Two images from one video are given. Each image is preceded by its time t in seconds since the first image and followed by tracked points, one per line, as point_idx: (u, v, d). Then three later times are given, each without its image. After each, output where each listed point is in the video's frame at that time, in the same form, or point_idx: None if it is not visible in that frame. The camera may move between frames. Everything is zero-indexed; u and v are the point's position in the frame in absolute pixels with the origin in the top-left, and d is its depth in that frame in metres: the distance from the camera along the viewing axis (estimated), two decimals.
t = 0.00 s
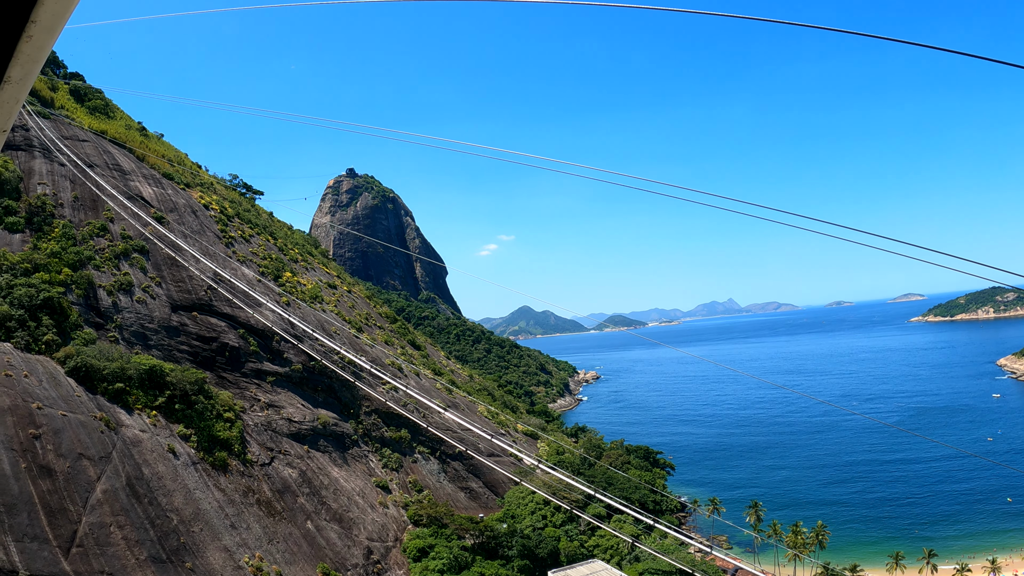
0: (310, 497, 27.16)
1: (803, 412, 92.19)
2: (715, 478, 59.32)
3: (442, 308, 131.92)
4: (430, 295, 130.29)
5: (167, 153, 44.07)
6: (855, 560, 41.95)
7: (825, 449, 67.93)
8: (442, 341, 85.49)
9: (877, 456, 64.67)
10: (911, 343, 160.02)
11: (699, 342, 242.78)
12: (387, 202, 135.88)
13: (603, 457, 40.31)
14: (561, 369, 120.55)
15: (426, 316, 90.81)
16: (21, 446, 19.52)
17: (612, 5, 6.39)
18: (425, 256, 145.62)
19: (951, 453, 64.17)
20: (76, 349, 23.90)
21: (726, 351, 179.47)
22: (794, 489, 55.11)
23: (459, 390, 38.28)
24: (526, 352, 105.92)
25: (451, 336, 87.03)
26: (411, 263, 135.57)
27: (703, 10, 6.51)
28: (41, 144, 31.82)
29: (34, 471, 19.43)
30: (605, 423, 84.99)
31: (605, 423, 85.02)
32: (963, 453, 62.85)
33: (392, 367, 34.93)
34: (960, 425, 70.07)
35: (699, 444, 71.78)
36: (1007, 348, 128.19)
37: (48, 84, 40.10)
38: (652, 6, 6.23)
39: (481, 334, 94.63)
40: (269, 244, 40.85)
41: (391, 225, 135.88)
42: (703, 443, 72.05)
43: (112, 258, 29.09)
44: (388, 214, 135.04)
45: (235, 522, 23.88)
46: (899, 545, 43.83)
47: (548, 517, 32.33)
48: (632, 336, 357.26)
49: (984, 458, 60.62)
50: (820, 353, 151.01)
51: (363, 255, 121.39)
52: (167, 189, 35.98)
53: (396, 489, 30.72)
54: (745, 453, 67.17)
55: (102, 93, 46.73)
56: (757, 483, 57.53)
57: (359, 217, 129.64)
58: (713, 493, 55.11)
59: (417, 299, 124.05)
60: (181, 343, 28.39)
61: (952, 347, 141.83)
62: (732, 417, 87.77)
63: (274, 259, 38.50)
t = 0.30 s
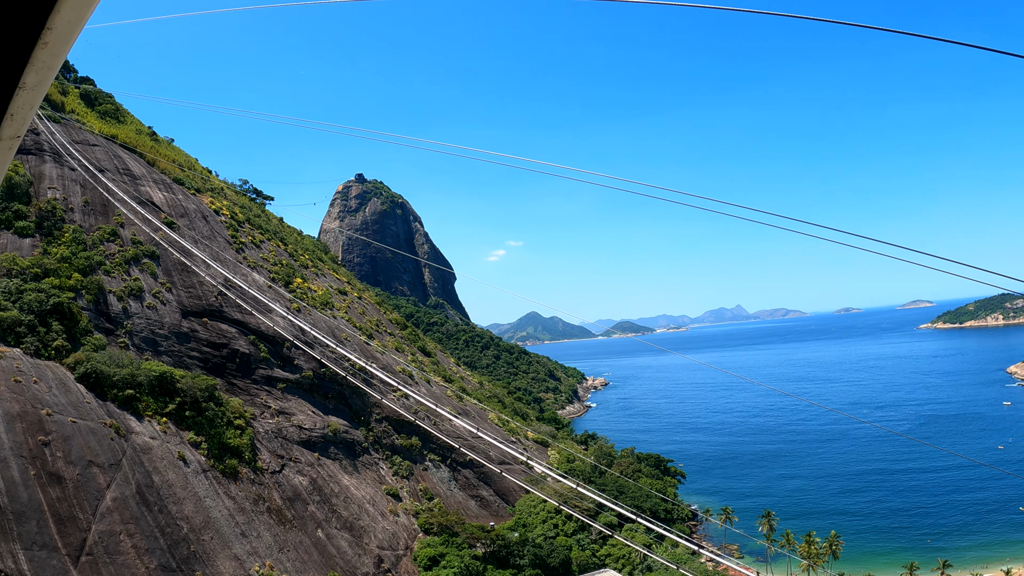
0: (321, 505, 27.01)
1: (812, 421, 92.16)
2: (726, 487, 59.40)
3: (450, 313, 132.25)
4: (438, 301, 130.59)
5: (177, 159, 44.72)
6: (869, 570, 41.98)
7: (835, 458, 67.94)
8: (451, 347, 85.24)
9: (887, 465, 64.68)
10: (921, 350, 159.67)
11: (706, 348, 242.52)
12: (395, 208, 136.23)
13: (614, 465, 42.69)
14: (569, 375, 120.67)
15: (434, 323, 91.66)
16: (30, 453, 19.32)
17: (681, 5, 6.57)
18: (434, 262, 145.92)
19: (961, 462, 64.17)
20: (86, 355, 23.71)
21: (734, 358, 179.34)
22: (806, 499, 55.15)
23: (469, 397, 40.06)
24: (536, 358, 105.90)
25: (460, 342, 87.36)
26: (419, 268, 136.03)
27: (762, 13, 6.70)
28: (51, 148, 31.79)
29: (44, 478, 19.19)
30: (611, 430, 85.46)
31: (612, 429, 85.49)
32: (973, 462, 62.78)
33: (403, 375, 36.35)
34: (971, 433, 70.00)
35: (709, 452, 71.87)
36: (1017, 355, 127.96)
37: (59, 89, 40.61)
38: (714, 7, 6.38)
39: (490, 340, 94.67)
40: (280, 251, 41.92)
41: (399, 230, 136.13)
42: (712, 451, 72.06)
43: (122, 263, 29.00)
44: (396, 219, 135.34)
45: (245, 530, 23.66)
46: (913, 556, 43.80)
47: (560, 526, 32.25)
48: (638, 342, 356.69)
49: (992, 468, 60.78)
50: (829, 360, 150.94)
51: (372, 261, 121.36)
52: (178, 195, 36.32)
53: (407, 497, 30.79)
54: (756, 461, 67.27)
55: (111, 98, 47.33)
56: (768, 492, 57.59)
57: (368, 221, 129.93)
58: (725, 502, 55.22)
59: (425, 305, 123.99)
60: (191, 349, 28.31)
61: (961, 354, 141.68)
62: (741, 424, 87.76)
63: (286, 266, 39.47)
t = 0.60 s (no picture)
0: (327, 512, 26.88)
1: (817, 429, 92.18)
2: (732, 497, 59.40)
3: (454, 318, 132.37)
4: (442, 306, 130.77)
5: (183, 163, 44.96)
6: None
7: (840, 468, 67.90)
8: (456, 353, 85.30)
9: (892, 475, 64.63)
10: (925, 358, 159.60)
11: (709, 356, 242.77)
12: (401, 213, 136.67)
13: (620, 474, 43.39)
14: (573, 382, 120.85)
15: (439, 329, 91.83)
16: (34, 460, 19.02)
17: (744, 5, 6.26)
18: (439, 268, 146.29)
19: (966, 472, 64.16)
20: (91, 360, 23.45)
21: (738, 366, 179.22)
22: (813, 510, 55.10)
23: (474, 405, 40.71)
24: (540, 365, 105.84)
25: (465, 348, 87.36)
26: (424, 274, 136.32)
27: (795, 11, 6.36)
28: (57, 152, 31.70)
29: (47, 485, 18.90)
30: (615, 437, 85.64)
31: (615, 437, 85.68)
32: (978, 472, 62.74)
33: (410, 382, 36.87)
34: (976, 443, 70.09)
35: (714, 461, 71.88)
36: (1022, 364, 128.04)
37: (66, 92, 40.73)
38: (776, 8, 6.16)
39: (494, 346, 94.74)
40: (286, 256, 41.99)
41: (404, 236, 136.32)
42: (717, 460, 72.04)
43: (128, 267, 28.86)
44: (402, 225, 135.60)
45: (251, 538, 23.37)
46: (921, 567, 43.71)
47: (567, 535, 32.50)
48: (640, 348, 356.93)
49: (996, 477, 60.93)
50: (833, 368, 150.96)
51: (377, 266, 121.57)
52: (184, 199, 36.27)
53: (413, 505, 30.80)
54: (761, 471, 67.25)
55: (119, 101, 47.53)
56: (774, 502, 57.53)
57: (373, 227, 130.19)
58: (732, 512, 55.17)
59: (430, 311, 124.14)
60: (197, 355, 28.17)
61: (965, 362, 141.74)
62: (747, 433, 87.78)
63: (293, 272, 39.53)
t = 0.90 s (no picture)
0: (327, 520, 26.71)
1: (817, 438, 92.24)
2: (733, 505, 59.35)
3: (453, 324, 132.31)
4: (441, 311, 130.81)
5: (185, 166, 44.85)
6: None
7: (840, 477, 67.91)
8: (455, 359, 85.17)
9: (893, 484, 64.62)
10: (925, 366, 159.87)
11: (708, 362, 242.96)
12: (401, 218, 136.82)
13: (621, 482, 43.51)
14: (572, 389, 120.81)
15: (439, 334, 91.75)
16: (33, 466, 18.80)
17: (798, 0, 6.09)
18: (438, 273, 146.30)
19: (967, 482, 64.17)
20: (91, 365, 23.23)
21: (737, 372, 179.29)
22: (814, 519, 55.10)
23: (475, 412, 40.82)
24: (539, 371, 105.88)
25: (464, 354, 87.13)
26: (423, 279, 136.31)
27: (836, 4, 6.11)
28: (58, 154, 31.56)
29: (46, 492, 18.67)
30: (614, 444, 85.59)
31: (615, 444, 85.62)
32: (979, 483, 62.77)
33: (412, 389, 36.97)
34: (976, 452, 70.19)
35: (714, 469, 71.88)
36: (1021, 372, 128.26)
37: (67, 94, 40.68)
38: (864, 8, 5.87)
39: (494, 352, 94.67)
40: (287, 261, 41.85)
41: (404, 241, 136.31)
42: (717, 468, 72.12)
43: (128, 271, 28.69)
44: (401, 230, 135.62)
45: (252, 547, 23.16)
46: None
47: (569, 544, 32.32)
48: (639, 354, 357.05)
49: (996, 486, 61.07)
50: (833, 376, 151.12)
51: (376, 271, 121.56)
52: (185, 203, 36.10)
53: (414, 513, 30.71)
54: (761, 479, 67.23)
55: (120, 103, 47.51)
56: (775, 511, 57.48)
57: (372, 232, 130.24)
58: (734, 521, 55.10)
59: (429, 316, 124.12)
60: (197, 361, 28.01)
61: (964, 370, 142.04)
62: (747, 441, 87.83)
63: (294, 277, 39.44)
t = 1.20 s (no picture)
0: (325, 527, 26.55)
1: (813, 444, 92.47)
2: (730, 513, 59.28)
3: (448, 328, 132.05)
4: (436, 315, 130.66)
5: (182, 168, 44.71)
6: None
7: (838, 484, 67.99)
8: (451, 363, 84.93)
9: (890, 492, 64.77)
10: (920, 371, 160.50)
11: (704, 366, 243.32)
12: (396, 222, 136.78)
13: (620, 488, 43.54)
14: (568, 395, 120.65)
15: (435, 339, 91.58)
16: (28, 473, 18.53)
17: None
18: (433, 277, 146.11)
19: (963, 490, 64.37)
20: (86, 370, 23.07)
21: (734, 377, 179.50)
22: (813, 527, 55.10)
23: (473, 419, 40.69)
24: (535, 376, 105.84)
25: (460, 358, 86.80)
26: (418, 282, 136.09)
27: None
28: (54, 155, 31.38)
29: (41, 499, 18.43)
30: (610, 450, 85.41)
31: (611, 450, 85.44)
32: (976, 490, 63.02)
33: (409, 394, 36.80)
34: (972, 459, 70.44)
35: (712, 476, 71.77)
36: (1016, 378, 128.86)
37: (64, 95, 40.49)
38: None
39: (489, 356, 94.52)
40: (284, 265, 41.68)
41: (399, 244, 136.14)
42: (713, 475, 72.15)
43: (125, 275, 28.50)
44: (396, 233, 135.54)
45: (249, 555, 22.97)
46: None
47: (568, 551, 32.46)
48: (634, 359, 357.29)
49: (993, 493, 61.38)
50: (829, 381, 151.40)
51: (371, 274, 121.34)
52: (183, 206, 35.91)
53: (412, 519, 30.63)
54: (759, 486, 67.21)
55: (117, 104, 47.38)
56: (773, 518, 57.48)
57: (368, 235, 129.99)
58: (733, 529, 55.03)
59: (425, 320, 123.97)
60: (194, 366, 27.84)
61: (959, 376, 142.63)
62: (743, 447, 87.85)
63: (291, 281, 39.28)
